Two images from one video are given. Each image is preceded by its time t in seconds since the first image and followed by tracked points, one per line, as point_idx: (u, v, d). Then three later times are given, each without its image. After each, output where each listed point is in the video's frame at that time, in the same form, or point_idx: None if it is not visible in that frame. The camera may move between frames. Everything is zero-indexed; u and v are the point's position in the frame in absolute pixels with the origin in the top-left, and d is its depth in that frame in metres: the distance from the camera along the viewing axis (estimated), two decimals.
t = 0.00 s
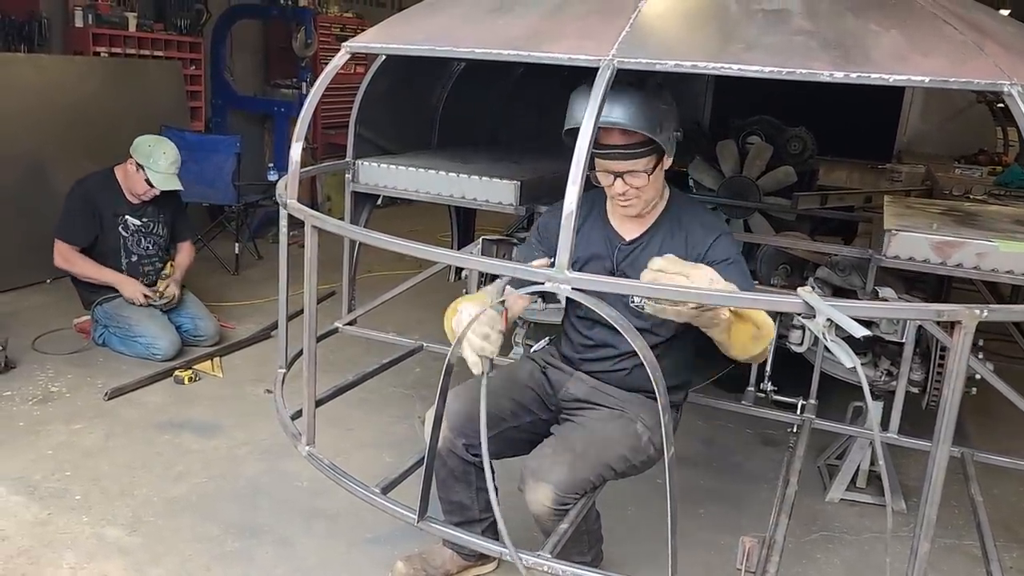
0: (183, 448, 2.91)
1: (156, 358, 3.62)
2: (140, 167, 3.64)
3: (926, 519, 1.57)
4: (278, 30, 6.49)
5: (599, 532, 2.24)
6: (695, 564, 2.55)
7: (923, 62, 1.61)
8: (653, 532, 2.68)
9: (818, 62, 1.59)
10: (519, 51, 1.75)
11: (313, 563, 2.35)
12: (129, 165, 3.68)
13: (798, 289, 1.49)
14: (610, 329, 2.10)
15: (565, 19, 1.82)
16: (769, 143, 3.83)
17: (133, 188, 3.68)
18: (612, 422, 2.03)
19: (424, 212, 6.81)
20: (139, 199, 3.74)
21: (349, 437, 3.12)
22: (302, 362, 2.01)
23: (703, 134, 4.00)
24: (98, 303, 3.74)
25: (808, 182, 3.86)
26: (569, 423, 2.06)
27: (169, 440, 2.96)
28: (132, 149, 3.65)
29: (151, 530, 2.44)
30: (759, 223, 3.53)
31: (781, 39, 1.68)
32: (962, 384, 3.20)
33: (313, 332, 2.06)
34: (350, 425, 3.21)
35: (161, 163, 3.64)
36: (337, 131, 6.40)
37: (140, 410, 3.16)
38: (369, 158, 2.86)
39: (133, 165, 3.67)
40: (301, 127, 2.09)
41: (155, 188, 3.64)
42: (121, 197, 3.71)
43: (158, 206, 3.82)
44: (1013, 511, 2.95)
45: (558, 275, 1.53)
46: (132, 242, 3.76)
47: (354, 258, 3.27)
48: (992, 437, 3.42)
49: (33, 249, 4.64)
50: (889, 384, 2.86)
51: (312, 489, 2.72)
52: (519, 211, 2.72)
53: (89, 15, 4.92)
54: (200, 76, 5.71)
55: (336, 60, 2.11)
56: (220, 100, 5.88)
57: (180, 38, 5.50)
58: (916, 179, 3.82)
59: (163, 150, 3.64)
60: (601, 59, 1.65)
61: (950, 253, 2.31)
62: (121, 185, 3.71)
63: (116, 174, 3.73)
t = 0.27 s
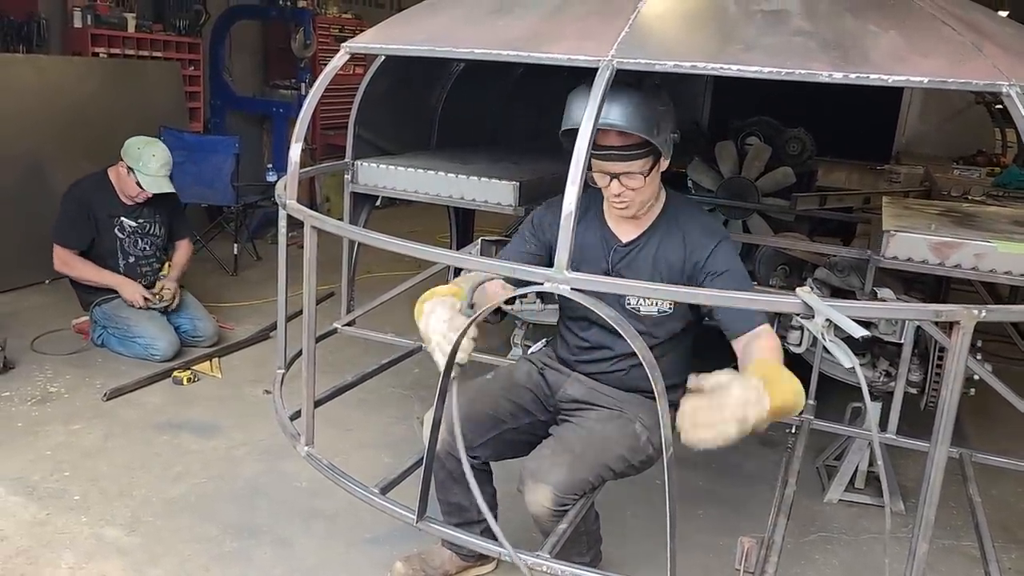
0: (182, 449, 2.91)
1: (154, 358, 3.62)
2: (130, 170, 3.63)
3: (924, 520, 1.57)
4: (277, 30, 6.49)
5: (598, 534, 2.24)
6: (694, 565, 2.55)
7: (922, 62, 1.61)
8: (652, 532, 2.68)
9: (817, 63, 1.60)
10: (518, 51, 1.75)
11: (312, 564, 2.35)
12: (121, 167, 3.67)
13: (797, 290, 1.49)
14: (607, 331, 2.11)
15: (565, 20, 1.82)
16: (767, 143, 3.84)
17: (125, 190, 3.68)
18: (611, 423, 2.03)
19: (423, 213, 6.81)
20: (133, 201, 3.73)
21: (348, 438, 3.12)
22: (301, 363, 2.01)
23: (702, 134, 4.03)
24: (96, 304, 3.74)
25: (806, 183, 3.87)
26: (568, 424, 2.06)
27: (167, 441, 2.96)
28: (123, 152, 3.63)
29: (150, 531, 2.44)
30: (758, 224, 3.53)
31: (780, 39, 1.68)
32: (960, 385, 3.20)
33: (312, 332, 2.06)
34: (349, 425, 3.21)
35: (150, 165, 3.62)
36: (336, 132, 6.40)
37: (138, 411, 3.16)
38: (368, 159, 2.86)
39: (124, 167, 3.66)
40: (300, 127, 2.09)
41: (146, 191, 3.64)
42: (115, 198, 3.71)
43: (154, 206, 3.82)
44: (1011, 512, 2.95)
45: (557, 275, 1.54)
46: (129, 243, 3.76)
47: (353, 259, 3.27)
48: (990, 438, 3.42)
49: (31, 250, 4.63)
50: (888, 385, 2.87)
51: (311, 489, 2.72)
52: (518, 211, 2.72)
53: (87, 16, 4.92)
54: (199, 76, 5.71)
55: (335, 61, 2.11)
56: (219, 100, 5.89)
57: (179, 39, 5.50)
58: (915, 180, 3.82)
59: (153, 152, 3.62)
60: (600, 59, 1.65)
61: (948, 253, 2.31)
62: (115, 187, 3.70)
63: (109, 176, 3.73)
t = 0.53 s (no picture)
0: (180, 450, 2.91)
1: (152, 360, 3.62)
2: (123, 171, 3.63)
3: (921, 519, 1.57)
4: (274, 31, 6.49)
5: (596, 534, 2.24)
6: (692, 565, 2.55)
7: (917, 63, 1.62)
8: (649, 533, 2.68)
9: (813, 63, 1.60)
10: (514, 52, 1.75)
11: (310, 565, 2.35)
12: (114, 169, 3.67)
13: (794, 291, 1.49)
14: (605, 334, 2.14)
15: (561, 20, 1.82)
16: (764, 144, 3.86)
17: (118, 192, 3.68)
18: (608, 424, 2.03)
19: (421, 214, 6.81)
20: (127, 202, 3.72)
21: (345, 439, 3.12)
22: (299, 364, 2.01)
23: (700, 134, 4.04)
24: (93, 305, 3.74)
25: (802, 184, 3.89)
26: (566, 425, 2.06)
27: (165, 442, 2.96)
28: (115, 154, 3.63)
29: (147, 532, 2.44)
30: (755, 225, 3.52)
31: (776, 40, 1.68)
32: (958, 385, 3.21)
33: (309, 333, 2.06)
34: (347, 426, 3.22)
35: (142, 166, 3.61)
36: (333, 133, 6.40)
37: (136, 412, 3.16)
38: (365, 160, 2.86)
39: (116, 169, 3.65)
40: (297, 128, 2.09)
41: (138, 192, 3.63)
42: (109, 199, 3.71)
43: (149, 207, 3.81)
44: (1008, 511, 2.95)
45: (554, 276, 1.54)
46: (125, 244, 3.75)
47: (351, 260, 3.27)
48: (987, 438, 3.43)
49: (28, 251, 4.63)
50: (885, 385, 2.87)
51: (309, 490, 2.72)
52: (515, 212, 2.72)
53: (84, 17, 4.92)
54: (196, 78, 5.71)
55: (332, 62, 2.11)
56: (217, 101, 5.89)
57: (176, 40, 5.50)
58: (912, 180, 3.83)
59: (144, 152, 3.61)
60: (596, 60, 1.65)
61: (944, 254, 2.32)
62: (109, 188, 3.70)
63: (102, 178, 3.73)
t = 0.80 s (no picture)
0: (177, 453, 2.91)
1: (149, 362, 3.62)
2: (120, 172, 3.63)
3: (917, 519, 1.57)
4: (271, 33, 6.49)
5: (593, 536, 2.24)
6: (689, 565, 2.55)
7: (912, 64, 1.62)
8: (647, 534, 2.68)
9: (808, 65, 1.60)
10: (510, 55, 1.75)
11: (307, 567, 2.35)
12: (111, 170, 3.69)
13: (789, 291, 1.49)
14: (600, 338, 2.14)
15: (557, 22, 1.82)
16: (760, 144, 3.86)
17: (115, 193, 3.70)
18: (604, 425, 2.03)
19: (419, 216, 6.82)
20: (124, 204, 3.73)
21: (343, 441, 3.13)
22: (295, 367, 2.01)
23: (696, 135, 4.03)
24: (90, 308, 3.74)
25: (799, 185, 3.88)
26: (562, 426, 2.06)
27: (162, 445, 2.96)
28: (112, 155, 3.64)
29: (145, 535, 2.44)
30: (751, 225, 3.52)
31: (771, 41, 1.69)
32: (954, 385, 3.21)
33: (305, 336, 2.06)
34: (344, 428, 3.22)
35: (138, 168, 3.61)
36: (330, 135, 6.40)
37: (133, 415, 3.16)
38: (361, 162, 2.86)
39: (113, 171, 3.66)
40: (293, 131, 2.09)
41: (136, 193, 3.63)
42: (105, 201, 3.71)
43: (146, 208, 3.81)
44: (1005, 511, 2.96)
45: (551, 278, 1.53)
46: (121, 246, 3.75)
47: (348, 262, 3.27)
48: (984, 438, 3.43)
49: (24, 255, 4.62)
50: (882, 385, 2.88)
51: (306, 493, 2.72)
52: (512, 214, 2.72)
53: (81, 20, 4.92)
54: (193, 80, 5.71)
55: (328, 65, 2.11)
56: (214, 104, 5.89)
57: (173, 43, 5.49)
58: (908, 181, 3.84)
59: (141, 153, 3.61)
60: (592, 62, 1.65)
61: (940, 254, 2.32)
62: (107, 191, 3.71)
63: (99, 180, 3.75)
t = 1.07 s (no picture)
0: (175, 456, 2.91)
1: (147, 365, 3.61)
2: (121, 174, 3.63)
3: (913, 519, 1.57)
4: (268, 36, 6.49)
5: (591, 537, 2.24)
6: (687, 567, 2.55)
7: (907, 65, 1.62)
8: (644, 535, 2.68)
9: (804, 66, 1.61)
10: (506, 56, 1.76)
11: (305, 570, 2.35)
12: (111, 172, 3.68)
13: (785, 292, 1.49)
14: (600, 340, 2.14)
15: (553, 24, 1.83)
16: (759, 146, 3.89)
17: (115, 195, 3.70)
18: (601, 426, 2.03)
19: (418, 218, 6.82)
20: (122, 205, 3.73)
21: (341, 443, 3.12)
22: (292, 369, 2.01)
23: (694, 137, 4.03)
24: (87, 311, 3.73)
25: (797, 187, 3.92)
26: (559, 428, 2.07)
27: (160, 448, 2.95)
28: (113, 156, 3.63)
29: (142, 538, 2.44)
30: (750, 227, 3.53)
31: (767, 43, 1.69)
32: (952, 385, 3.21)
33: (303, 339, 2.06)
34: (342, 431, 3.21)
35: (139, 169, 3.60)
36: (328, 138, 6.40)
37: (131, 418, 3.16)
38: (359, 164, 2.86)
39: (114, 172, 3.65)
40: (289, 134, 2.09)
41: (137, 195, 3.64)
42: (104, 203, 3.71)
43: (144, 209, 3.81)
44: (1002, 511, 2.96)
45: (547, 279, 1.53)
46: (120, 248, 3.75)
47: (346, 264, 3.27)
48: (981, 438, 3.44)
49: (22, 258, 4.62)
50: (880, 386, 2.88)
51: (304, 495, 2.72)
52: (510, 216, 2.72)
53: (78, 23, 4.92)
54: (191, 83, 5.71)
55: (324, 68, 2.11)
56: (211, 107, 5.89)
57: (171, 45, 5.49)
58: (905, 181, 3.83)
59: (142, 154, 3.60)
60: (588, 63, 1.66)
61: (937, 254, 2.33)
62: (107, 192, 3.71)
63: (99, 183, 3.75)
